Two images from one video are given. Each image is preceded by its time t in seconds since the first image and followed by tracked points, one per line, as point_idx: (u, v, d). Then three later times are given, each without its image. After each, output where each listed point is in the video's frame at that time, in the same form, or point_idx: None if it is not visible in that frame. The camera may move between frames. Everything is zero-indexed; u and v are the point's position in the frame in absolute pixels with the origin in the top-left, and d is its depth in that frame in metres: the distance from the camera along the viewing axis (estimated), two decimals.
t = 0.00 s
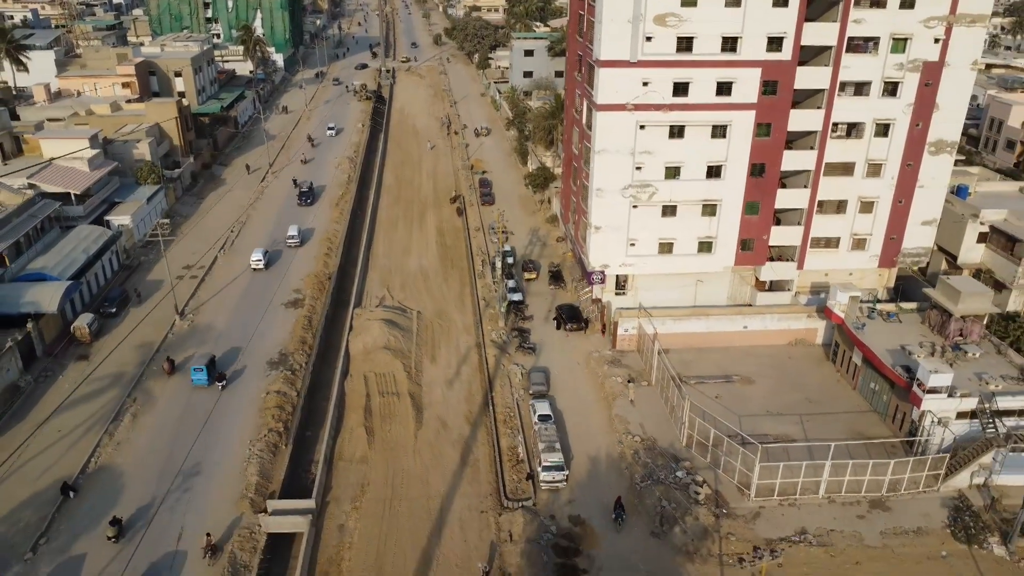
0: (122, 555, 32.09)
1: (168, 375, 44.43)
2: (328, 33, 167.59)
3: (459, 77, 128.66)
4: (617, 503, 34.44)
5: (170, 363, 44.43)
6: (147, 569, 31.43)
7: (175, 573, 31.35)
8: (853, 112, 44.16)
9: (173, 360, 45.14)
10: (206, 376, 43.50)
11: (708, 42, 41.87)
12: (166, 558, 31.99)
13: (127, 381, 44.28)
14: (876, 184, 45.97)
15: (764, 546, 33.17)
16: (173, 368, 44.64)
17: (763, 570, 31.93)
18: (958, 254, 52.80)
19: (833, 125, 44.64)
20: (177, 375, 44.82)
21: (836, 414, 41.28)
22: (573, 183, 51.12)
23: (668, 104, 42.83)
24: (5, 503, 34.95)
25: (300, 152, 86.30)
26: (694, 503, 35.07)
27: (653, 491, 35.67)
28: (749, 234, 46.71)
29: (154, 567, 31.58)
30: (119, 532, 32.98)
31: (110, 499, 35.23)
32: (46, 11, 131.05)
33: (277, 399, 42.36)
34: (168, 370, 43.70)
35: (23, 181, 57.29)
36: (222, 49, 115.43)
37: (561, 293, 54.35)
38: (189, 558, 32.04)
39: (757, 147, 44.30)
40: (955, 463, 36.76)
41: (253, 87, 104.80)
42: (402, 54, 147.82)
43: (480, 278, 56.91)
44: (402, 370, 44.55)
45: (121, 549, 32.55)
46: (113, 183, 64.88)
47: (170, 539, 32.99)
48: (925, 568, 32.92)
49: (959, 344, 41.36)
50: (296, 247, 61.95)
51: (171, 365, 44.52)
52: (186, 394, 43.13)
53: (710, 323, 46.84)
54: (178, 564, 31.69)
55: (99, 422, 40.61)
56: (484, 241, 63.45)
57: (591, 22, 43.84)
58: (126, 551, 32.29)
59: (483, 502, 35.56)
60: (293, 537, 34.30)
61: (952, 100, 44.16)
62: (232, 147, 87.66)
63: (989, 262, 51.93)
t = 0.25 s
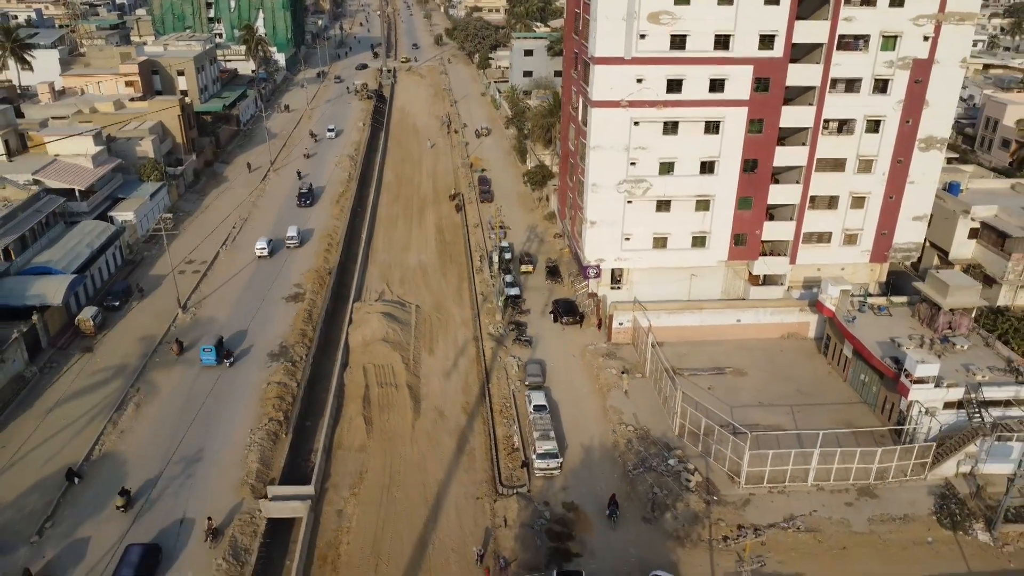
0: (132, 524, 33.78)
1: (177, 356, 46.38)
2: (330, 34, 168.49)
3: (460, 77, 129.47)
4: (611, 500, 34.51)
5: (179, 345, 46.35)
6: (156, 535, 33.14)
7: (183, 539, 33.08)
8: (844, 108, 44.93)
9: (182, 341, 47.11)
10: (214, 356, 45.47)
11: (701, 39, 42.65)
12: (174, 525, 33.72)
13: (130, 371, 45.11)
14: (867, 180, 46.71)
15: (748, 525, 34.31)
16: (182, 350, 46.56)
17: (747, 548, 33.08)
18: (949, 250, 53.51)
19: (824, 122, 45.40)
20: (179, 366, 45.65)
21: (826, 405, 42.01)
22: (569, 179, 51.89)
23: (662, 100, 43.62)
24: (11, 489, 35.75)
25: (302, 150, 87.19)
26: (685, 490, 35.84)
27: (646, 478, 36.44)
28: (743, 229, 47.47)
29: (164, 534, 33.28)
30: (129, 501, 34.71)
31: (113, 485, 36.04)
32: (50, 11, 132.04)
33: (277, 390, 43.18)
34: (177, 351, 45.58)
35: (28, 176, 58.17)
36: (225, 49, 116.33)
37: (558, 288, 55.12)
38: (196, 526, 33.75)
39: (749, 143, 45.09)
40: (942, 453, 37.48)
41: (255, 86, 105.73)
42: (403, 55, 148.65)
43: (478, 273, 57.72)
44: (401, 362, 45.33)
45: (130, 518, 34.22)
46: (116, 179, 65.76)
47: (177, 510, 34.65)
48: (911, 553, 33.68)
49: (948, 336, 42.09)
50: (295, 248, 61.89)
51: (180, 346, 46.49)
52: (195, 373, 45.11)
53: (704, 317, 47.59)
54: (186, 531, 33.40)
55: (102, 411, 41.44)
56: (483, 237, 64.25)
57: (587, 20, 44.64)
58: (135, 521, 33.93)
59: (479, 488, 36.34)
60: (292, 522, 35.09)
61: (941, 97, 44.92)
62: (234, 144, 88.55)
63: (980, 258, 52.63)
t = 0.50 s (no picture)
0: (140, 493, 35.26)
1: (184, 336, 48.09)
2: (330, 33, 169.17)
3: (459, 75, 130.15)
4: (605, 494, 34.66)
5: (186, 326, 48.10)
6: (163, 502, 34.67)
7: (190, 506, 34.62)
8: (835, 102, 45.60)
9: (188, 323, 48.78)
10: (221, 335, 47.37)
11: (694, 33, 43.31)
12: (181, 494, 35.25)
13: (132, 361, 45.80)
14: (859, 173, 47.38)
15: (736, 504, 35.21)
16: (188, 331, 48.25)
17: (734, 526, 33.90)
18: (941, 243, 54.16)
19: (816, 115, 46.09)
20: (180, 356, 46.34)
21: (817, 393, 42.69)
22: (565, 172, 52.56)
23: (656, 94, 44.28)
24: (15, 473, 36.39)
25: (302, 147, 87.95)
26: (677, 474, 36.51)
27: (638, 463, 37.10)
28: (736, 221, 48.18)
29: (171, 501, 34.79)
30: (135, 471, 36.21)
31: (115, 469, 36.73)
32: (52, 10, 132.75)
33: (277, 378, 43.85)
34: (184, 332, 47.27)
35: (31, 171, 58.89)
36: (226, 47, 117.07)
37: (555, 281, 55.79)
38: (202, 494, 35.28)
39: (742, 136, 45.77)
40: (930, 439, 38.11)
41: (256, 84, 106.50)
42: (403, 53, 149.35)
43: (476, 266, 58.42)
44: (398, 352, 46.03)
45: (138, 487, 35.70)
46: (118, 173, 66.50)
47: (183, 480, 36.16)
48: (898, 536, 34.35)
49: (937, 326, 42.74)
50: (293, 247, 61.66)
51: (187, 327, 48.20)
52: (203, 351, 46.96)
53: (697, 308, 48.26)
54: (193, 499, 34.93)
55: (105, 398, 42.13)
56: (481, 231, 64.94)
57: (581, 15, 45.29)
58: (143, 490, 35.40)
59: (474, 473, 37.00)
60: (291, 505, 35.76)
61: (931, 91, 45.59)
62: (234, 141, 89.28)
63: (971, 251, 53.27)
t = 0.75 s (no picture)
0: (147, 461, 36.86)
1: (189, 316, 49.76)
2: (330, 30, 169.63)
3: (459, 72, 130.68)
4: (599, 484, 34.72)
5: (191, 307, 49.78)
6: (170, 467, 36.33)
7: (196, 471, 36.30)
8: (827, 92, 46.17)
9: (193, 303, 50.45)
10: (227, 313, 49.06)
11: (688, 24, 43.87)
12: (187, 459, 36.90)
13: (132, 348, 46.34)
14: (851, 163, 47.94)
15: (728, 486, 35.79)
16: (193, 311, 49.93)
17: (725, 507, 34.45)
18: (934, 234, 54.71)
19: (808, 106, 46.65)
20: (179, 344, 46.89)
21: (808, 380, 43.25)
22: (561, 163, 53.09)
23: (650, 84, 44.85)
24: (17, 456, 36.95)
25: (301, 142, 88.58)
26: (669, 457, 37.07)
27: (631, 446, 37.66)
28: (729, 211, 48.75)
29: (178, 466, 36.47)
30: (141, 441, 37.76)
31: (116, 452, 37.28)
32: (53, 7, 133.27)
33: (276, 365, 44.40)
34: (189, 312, 48.93)
35: (33, 163, 59.46)
36: (225, 43, 117.63)
37: (551, 271, 56.36)
38: (206, 460, 36.94)
39: (735, 126, 46.34)
40: (919, 422, 38.66)
41: (255, 80, 107.09)
42: (403, 51, 149.84)
43: (473, 257, 59.00)
44: (395, 339, 46.58)
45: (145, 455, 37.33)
46: (119, 167, 67.09)
47: (188, 447, 37.81)
48: (886, 517, 34.91)
49: (928, 312, 43.53)
50: (290, 243, 61.13)
51: (192, 308, 49.87)
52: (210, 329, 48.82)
53: (691, 297, 48.80)
54: (198, 464, 36.60)
55: (106, 384, 42.68)
56: (478, 223, 65.50)
57: (577, 6, 45.84)
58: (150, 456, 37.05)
59: (470, 455, 37.58)
60: (289, 487, 36.32)
61: (921, 81, 46.15)
62: (234, 136, 89.85)
63: (963, 241, 53.78)
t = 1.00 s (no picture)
0: (153, 431, 38.30)
1: (193, 296, 51.27)
2: (330, 28, 170.01)
3: (457, 68, 131.08)
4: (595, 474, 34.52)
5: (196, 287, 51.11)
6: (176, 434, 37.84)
7: (200, 438, 37.80)
8: (821, 82, 46.62)
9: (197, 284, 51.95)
10: (231, 293, 50.71)
11: (682, 14, 44.30)
12: (191, 428, 38.39)
13: (132, 336, 46.76)
14: (844, 152, 48.36)
15: (721, 468, 36.19)
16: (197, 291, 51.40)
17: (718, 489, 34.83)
18: (927, 224, 55.12)
19: (802, 95, 47.10)
20: (179, 331, 47.33)
21: (802, 366, 43.66)
22: (557, 154, 53.49)
23: (645, 74, 45.29)
24: (19, 439, 37.38)
25: (300, 136, 89.05)
26: (663, 440, 37.49)
27: (626, 429, 38.09)
28: (724, 200, 49.17)
29: (182, 434, 37.96)
30: (147, 413, 39.08)
31: (116, 436, 37.69)
32: (53, 4, 133.67)
33: (274, 352, 44.79)
34: (193, 292, 50.38)
35: (33, 154, 59.83)
36: (225, 40, 118.05)
37: (547, 261, 56.78)
38: (210, 429, 38.43)
39: (729, 116, 46.75)
40: (911, 407, 39.04)
41: (255, 76, 107.52)
42: (402, 48, 150.26)
43: (470, 248, 59.42)
44: (393, 327, 46.97)
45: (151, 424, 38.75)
46: (118, 159, 67.51)
47: (193, 417, 39.29)
48: (877, 498, 35.29)
49: (920, 299, 43.88)
50: (287, 239, 60.68)
51: (196, 288, 51.34)
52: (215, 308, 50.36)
53: (686, 285, 49.21)
54: (202, 432, 38.09)
55: (106, 370, 43.10)
56: (476, 215, 65.90)
57: None
58: (156, 425, 38.49)
59: (466, 439, 37.98)
60: (287, 469, 36.72)
61: (914, 71, 46.61)
62: (234, 130, 90.28)
63: (957, 231, 54.17)
